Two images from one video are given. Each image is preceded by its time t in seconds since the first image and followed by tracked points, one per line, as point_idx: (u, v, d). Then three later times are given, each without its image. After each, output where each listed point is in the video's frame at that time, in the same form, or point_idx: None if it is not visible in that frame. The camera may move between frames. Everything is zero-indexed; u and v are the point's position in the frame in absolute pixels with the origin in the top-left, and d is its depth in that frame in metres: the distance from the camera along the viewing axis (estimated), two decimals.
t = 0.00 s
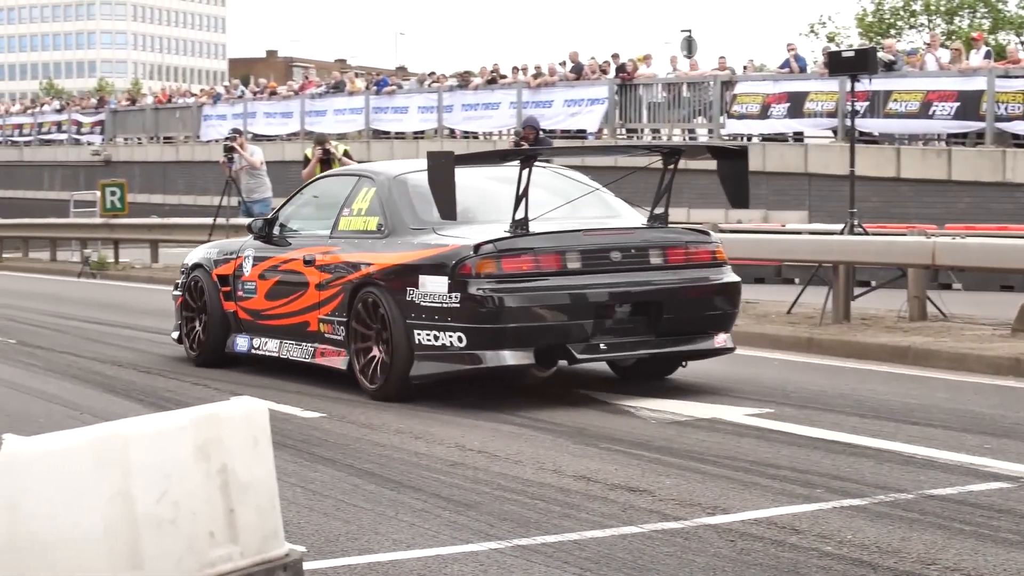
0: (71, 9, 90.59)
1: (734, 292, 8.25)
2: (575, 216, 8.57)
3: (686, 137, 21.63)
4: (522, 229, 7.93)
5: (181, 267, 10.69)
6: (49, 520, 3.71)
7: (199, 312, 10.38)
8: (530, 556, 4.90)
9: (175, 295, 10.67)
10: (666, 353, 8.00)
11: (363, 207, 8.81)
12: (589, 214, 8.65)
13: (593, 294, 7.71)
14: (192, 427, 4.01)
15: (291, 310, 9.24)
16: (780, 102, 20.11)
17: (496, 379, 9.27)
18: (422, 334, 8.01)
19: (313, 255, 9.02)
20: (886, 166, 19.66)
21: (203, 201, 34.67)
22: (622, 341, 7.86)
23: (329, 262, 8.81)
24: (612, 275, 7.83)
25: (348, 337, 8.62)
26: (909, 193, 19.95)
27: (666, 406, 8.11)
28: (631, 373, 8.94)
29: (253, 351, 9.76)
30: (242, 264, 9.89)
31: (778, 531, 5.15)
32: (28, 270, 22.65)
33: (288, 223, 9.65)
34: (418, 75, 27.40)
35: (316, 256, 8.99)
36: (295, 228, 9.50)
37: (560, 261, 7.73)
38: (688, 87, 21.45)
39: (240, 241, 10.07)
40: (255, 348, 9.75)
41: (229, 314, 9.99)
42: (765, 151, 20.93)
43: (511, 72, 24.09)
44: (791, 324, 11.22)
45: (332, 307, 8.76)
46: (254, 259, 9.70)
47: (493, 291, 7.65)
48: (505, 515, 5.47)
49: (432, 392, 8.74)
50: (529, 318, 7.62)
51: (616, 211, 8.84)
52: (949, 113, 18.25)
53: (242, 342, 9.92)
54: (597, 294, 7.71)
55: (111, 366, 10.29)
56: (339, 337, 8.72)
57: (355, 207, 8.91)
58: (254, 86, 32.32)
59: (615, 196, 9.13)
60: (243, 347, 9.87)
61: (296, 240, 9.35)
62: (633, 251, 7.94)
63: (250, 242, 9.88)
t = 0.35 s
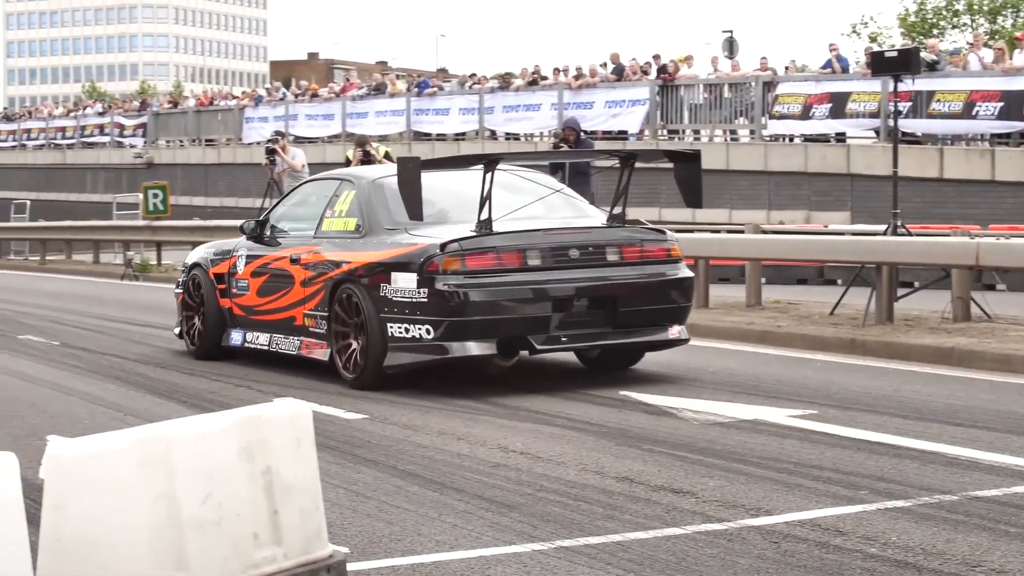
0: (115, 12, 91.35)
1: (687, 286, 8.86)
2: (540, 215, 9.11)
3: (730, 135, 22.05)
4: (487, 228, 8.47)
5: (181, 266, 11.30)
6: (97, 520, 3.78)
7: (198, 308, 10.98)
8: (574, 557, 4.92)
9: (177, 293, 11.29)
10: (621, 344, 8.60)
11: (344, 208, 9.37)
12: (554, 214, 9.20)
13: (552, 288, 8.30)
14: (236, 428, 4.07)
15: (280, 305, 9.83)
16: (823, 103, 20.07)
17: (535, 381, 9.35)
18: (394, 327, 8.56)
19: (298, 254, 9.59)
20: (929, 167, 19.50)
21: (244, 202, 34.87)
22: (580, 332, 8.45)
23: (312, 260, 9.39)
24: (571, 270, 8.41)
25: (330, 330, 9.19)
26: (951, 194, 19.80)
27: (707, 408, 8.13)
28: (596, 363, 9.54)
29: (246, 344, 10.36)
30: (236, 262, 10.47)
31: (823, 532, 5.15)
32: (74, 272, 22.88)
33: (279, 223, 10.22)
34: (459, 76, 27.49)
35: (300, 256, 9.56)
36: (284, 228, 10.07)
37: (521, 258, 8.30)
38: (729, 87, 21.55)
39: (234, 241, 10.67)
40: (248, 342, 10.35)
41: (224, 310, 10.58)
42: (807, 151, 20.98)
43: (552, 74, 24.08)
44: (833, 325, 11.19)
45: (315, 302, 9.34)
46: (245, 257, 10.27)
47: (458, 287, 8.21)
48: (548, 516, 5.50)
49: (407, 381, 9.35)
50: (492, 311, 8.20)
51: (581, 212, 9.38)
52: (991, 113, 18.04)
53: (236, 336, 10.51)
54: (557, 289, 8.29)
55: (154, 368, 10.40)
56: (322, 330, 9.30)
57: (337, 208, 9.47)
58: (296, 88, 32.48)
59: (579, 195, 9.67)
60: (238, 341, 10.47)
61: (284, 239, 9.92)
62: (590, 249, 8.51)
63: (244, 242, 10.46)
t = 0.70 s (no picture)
0: (154, 13, 92.07)
1: (647, 282, 9.51)
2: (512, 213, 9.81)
3: (767, 135, 22.00)
4: (459, 228, 9.14)
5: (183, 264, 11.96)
6: (137, 521, 3.81)
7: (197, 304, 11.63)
8: (613, 558, 4.94)
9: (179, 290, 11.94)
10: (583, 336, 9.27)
11: (329, 209, 10.03)
12: (524, 212, 9.89)
13: (520, 284, 8.96)
14: (275, 428, 4.11)
15: (270, 301, 10.49)
16: (861, 102, 19.99)
17: (574, 381, 9.40)
18: (373, 320, 9.25)
19: (287, 252, 10.24)
20: (969, 166, 19.33)
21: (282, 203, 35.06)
22: (545, 324, 9.12)
23: (298, 259, 10.04)
24: (538, 267, 9.07)
25: (314, 323, 9.85)
26: (991, 194, 19.64)
27: (747, 408, 8.12)
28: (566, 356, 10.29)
29: (241, 338, 11.02)
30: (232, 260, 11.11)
31: (864, 532, 5.14)
32: (115, 272, 23.08)
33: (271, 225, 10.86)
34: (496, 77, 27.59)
35: (288, 255, 10.22)
36: (275, 229, 10.71)
37: (489, 256, 8.96)
38: (767, 87, 21.44)
39: (231, 241, 11.32)
40: (243, 335, 11.01)
41: (221, 305, 11.21)
42: (846, 151, 20.92)
43: (589, 74, 24.05)
44: (874, 325, 11.13)
45: (302, 297, 9.99)
46: (240, 255, 10.92)
47: (430, 282, 8.88)
48: (587, 517, 5.53)
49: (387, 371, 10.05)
50: (462, 306, 8.87)
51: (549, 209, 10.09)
52: None
53: (232, 330, 11.15)
54: (524, 284, 8.95)
55: (194, 368, 10.52)
56: (307, 324, 9.96)
57: (323, 209, 10.13)
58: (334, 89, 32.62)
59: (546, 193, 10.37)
60: (234, 335, 11.13)
61: (275, 239, 10.58)
62: (556, 248, 9.16)
63: (239, 241, 11.11)
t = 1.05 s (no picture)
0: (195, 14, 92.61)
1: (604, 276, 10.32)
2: (479, 212, 10.58)
3: (809, 134, 21.85)
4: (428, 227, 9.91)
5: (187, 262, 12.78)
6: (180, 519, 3.84)
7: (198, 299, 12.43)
8: (655, 558, 4.96)
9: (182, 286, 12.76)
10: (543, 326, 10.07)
11: (314, 210, 10.79)
12: (491, 212, 10.67)
13: (483, 278, 9.76)
14: (318, 429, 4.16)
15: (260, 295, 11.29)
16: (903, 101, 19.86)
17: (614, 381, 9.44)
18: (349, 313, 10.00)
19: (274, 250, 11.03)
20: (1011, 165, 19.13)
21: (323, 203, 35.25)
22: (507, 315, 9.92)
23: (284, 256, 10.81)
24: (500, 263, 9.87)
25: (298, 316, 10.62)
26: None
27: (790, 408, 8.11)
28: (535, 347, 11.04)
29: (235, 331, 11.80)
30: (226, 259, 11.93)
31: (907, 533, 5.13)
32: (158, 272, 23.26)
33: (264, 225, 11.66)
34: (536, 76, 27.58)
35: (275, 252, 11.01)
36: (267, 228, 11.50)
37: (455, 253, 9.76)
38: (809, 87, 21.29)
39: (227, 240, 12.13)
40: (237, 328, 11.79)
41: (217, 299, 12.00)
42: (887, 150, 20.76)
43: (630, 73, 24.01)
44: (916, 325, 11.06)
45: (287, 292, 10.79)
46: (234, 253, 11.72)
47: (400, 277, 9.65)
48: (629, 516, 5.55)
49: (363, 360, 10.85)
50: (430, 298, 9.65)
51: (513, 208, 10.87)
52: None
53: (228, 323, 11.95)
54: (487, 279, 9.76)
55: (236, 368, 10.64)
56: (293, 316, 10.74)
57: (308, 209, 10.90)
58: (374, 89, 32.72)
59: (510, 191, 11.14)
60: (229, 328, 11.92)
61: (265, 238, 11.38)
62: (518, 245, 9.97)
63: (232, 239, 11.92)
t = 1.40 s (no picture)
0: (228, 15, 93.14)
1: (569, 271, 10.92)
2: (451, 211, 11.09)
3: (841, 133, 21.72)
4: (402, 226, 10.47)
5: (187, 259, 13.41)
6: (214, 519, 3.89)
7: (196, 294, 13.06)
8: (690, 557, 4.97)
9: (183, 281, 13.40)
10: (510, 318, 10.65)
11: (298, 210, 11.33)
12: (462, 211, 11.18)
13: (454, 274, 10.32)
14: (352, 428, 4.20)
15: (249, 289, 11.87)
16: (936, 100, 19.74)
17: (646, 380, 9.46)
18: (329, 306, 10.54)
19: (262, 247, 11.59)
20: None
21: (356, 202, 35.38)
22: (476, 309, 10.49)
23: (271, 254, 11.38)
24: (469, 259, 10.44)
25: (284, 309, 11.19)
26: None
27: (824, 407, 8.08)
28: (506, 338, 11.78)
29: (229, 324, 12.41)
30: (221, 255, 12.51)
31: (943, 533, 5.11)
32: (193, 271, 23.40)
33: (254, 224, 12.23)
34: (568, 76, 27.52)
35: (263, 249, 11.57)
36: (256, 228, 12.07)
37: (427, 250, 10.33)
38: (841, 86, 21.07)
39: (221, 237, 12.73)
40: (231, 321, 12.40)
41: (212, 294, 12.60)
42: (920, 149, 20.63)
43: (662, 72, 23.92)
44: (950, 324, 10.99)
45: (274, 287, 11.37)
46: (227, 250, 12.29)
47: (375, 272, 10.18)
48: (663, 517, 5.56)
49: (373, 357, 11.11)
50: (404, 292, 10.21)
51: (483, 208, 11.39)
52: None
53: (222, 317, 12.55)
54: (458, 274, 10.33)
55: (269, 368, 10.73)
56: (280, 310, 11.31)
57: (293, 209, 11.44)
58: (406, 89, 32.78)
59: (482, 192, 11.66)
60: (224, 322, 12.53)
61: (254, 236, 11.94)
62: (486, 242, 10.55)
63: (226, 236, 12.49)
